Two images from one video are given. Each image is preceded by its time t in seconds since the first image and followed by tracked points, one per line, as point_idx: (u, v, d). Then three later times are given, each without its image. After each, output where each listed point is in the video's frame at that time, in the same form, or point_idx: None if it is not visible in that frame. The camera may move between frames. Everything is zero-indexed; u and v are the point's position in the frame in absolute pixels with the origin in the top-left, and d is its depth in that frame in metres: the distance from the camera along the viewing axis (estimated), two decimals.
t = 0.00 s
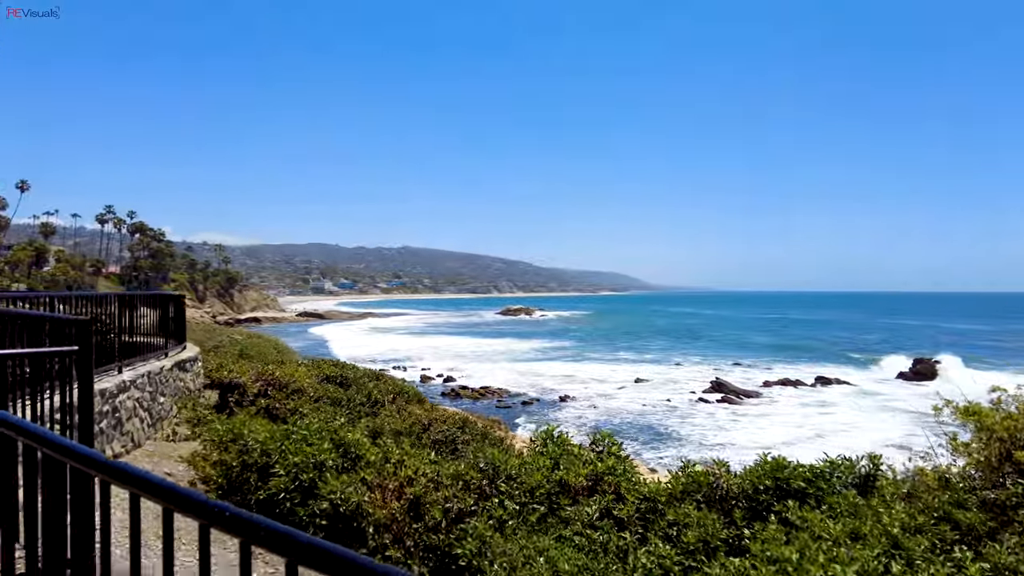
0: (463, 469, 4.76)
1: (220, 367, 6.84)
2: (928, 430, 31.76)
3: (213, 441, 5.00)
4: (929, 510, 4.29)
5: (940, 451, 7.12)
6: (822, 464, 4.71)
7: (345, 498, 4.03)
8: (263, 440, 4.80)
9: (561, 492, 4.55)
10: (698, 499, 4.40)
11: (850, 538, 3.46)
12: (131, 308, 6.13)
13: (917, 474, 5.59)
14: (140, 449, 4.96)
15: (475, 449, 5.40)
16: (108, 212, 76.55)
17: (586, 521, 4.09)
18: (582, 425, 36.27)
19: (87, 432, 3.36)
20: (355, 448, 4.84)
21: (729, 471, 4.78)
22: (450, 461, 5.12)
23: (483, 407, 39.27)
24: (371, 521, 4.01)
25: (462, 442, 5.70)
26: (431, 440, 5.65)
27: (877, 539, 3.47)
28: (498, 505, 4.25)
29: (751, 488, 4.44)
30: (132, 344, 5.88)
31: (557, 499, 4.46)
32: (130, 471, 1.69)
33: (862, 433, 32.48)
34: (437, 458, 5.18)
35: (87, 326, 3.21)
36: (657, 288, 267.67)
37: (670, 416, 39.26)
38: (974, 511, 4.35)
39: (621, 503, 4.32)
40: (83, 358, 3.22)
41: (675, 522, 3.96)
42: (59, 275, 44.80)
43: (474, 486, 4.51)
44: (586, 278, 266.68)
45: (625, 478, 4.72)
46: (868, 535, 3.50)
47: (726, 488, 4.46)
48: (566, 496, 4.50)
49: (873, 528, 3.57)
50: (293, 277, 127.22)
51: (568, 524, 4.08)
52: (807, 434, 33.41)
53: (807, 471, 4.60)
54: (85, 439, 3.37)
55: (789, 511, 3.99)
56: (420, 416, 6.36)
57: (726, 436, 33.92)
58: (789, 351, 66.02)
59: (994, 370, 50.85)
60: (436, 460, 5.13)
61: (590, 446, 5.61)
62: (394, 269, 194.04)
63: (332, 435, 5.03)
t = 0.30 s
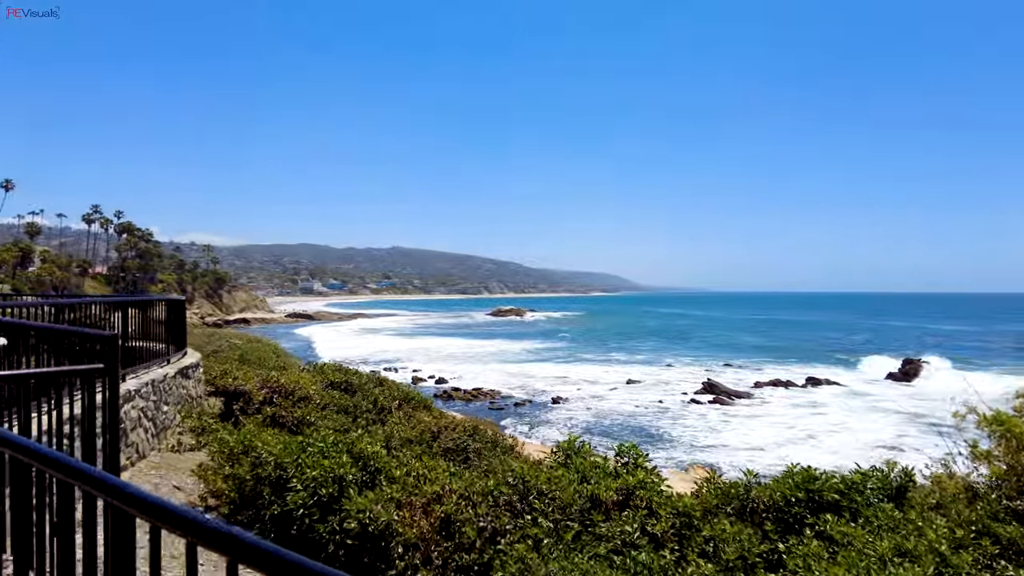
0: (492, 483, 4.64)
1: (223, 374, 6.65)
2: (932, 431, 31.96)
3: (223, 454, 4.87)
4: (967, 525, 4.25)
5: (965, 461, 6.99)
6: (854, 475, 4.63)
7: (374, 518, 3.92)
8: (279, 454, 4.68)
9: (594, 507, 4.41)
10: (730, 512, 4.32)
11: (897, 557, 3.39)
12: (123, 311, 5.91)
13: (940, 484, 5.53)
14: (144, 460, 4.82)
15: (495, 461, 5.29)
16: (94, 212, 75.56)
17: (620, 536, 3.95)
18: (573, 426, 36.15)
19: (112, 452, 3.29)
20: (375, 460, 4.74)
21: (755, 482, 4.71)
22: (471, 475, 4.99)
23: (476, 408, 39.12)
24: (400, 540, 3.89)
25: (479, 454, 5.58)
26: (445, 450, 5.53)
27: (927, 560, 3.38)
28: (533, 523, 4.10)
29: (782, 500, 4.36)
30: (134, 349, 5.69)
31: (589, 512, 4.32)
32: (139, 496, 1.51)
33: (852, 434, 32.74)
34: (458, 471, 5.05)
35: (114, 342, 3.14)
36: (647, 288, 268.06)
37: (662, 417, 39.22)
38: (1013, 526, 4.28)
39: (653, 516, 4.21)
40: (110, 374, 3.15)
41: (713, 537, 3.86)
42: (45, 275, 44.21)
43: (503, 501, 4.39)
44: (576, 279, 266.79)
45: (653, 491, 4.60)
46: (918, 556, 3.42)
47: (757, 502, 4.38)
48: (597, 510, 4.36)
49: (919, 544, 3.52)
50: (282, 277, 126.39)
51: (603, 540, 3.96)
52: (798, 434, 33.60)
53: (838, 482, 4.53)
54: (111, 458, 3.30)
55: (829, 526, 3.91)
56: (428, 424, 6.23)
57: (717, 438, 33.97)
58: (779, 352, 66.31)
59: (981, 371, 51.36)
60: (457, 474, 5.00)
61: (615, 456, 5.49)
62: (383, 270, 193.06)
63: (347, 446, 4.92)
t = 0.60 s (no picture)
0: (520, 490, 4.50)
1: (226, 375, 6.49)
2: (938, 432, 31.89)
3: (232, 458, 4.78)
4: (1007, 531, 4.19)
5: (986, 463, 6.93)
6: (887, 478, 4.54)
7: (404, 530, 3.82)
8: (295, 461, 4.56)
9: (627, 513, 4.28)
10: (764, 517, 4.21)
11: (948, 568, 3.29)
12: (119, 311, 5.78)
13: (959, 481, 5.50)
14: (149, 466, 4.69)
15: (515, 467, 5.18)
16: (82, 211, 74.76)
17: (658, 542, 3.81)
18: (565, 427, 36.08)
19: (137, 458, 3.17)
20: (394, 465, 4.63)
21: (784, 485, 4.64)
22: (494, 480, 4.87)
23: (469, 409, 39.06)
24: (429, 552, 3.78)
25: (496, 459, 5.47)
26: (462, 454, 5.43)
27: (979, 567, 3.29)
28: (569, 530, 3.96)
29: (815, 504, 4.27)
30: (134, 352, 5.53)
31: (623, 516, 4.21)
32: (164, 503, 1.39)
33: (846, 433, 32.81)
34: (479, 477, 4.92)
35: (141, 344, 3.06)
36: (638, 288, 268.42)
37: (654, 417, 39.21)
38: None
39: (687, 521, 4.09)
40: (137, 376, 3.07)
41: (755, 543, 3.75)
42: (32, 275, 43.71)
43: (533, 507, 4.26)
44: (567, 278, 266.85)
45: (682, 495, 4.49)
46: (970, 564, 3.32)
47: (792, 507, 4.28)
48: (629, 515, 4.24)
49: (968, 552, 3.43)
50: (273, 276, 125.76)
51: (639, 546, 3.82)
52: (790, 434, 33.65)
53: (871, 486, 4.43)
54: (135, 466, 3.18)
55: (871, 532, 3.81)
56: (438, 426, 6.10)
57: (711, 437, 33.93)
58: (771, 351, 66.51)
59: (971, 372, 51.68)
60: (479, 480, 4.88)
61: (638, 460, 5.39)
62: (374, 269, 192.03)
63: (361, 451, 4.79)
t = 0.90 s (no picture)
0: (553, 506, 4.31)
1: (227, 382, 6.27)
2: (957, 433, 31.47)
3: (244, 476, 4.67)
4: None
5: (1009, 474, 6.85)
6: (924, 487, 4.38)
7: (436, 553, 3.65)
8: (308, 475, 4.51)
9: (664, 528, 4.10)
10: (803, 532, 4.04)
11: None
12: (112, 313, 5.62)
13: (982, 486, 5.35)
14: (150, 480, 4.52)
15: (538, 478, 5.05)
16: (70, 210, 73.88)
17: (699, 559, 3.67)
18: (558, 427, 35.90)
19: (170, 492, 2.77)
20: (413, 479, 4.48)
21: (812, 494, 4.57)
22: (517, 496, 4.71)
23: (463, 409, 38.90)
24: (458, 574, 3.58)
25: (515, 470, 5.34)
26: (480, 463, 5.28)
27: None
28: (605, 548, 3.76)
29: (853, 518, 4.11)
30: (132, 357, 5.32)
31: (661, 529, 4.04)
32: (149, 539, 1.20)
33: (840, 433, 32.81)
34: (502, 492, 4.76)
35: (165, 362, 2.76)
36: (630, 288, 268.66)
37: (648, 416, 39.11)
38: None
39: (713, 533, 3.99)
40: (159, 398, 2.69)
41: (801, 564, 3.54)
42: (19, 274, 43.18)
43: (565, 525, 4.06)
44: (559, 278, 266.83)
45: (719, 509, 4.30)
46: None
47: (833, 521, 4.12)
48: (665, 527, 4.07)
49: None
50: (263, 276, 124.99)
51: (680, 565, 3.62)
52: (782, 434, 33.66)
53: (909, 496, 4.28)
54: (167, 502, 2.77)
55: (917, 547, 3.65)
56: (447, 432, 5.93)
57: (703, 437, 33.87)
58: (763, 351, 66.67)
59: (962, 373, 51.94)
60: (501, 494, 4.72)
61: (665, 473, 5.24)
62: (365, 269, 191.14)
63: (373, 461, 4.73)
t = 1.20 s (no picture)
0: (584, 520, 4.16)
1: (229, 388, 6.07)
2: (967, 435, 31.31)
3: (255, 486, 4.65)
4: None
5: None
6: (963, 493, 4.24)
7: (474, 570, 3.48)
8: (325, 486, 4.42)
9: (702, 541, 3.95)
10: (844, 544, 3.90)
11: None
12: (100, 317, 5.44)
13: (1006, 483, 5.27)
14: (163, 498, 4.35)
15: (560, 490, 4.93)
16: (54, 209, 72.72)
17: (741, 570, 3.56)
18: (549, 428, 35.68)
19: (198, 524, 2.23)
20: (435, 490, 4.36)
21: (839, 503, 4.48)
22: (540, 509, 4.59)
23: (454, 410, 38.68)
24: None
25: (532, 480, 5.24)
26: (498, 471, 5.16)
27: None
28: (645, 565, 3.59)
29: (888, 526, 3.98)
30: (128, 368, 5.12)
31: (695, 537, 3.92)
32: None
33: (832, 433, 32.94)
34: (525, 505, 4.64)
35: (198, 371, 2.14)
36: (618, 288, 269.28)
37: (639, 416, 39.05)
38: None
39: (746, 546, 3.90)
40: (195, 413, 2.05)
41: None
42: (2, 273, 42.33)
43: (601, 540, 3.93)
44: (547, 278, 266.98)
45: (753, 520, 4.16)
46: None
47: (872, 530, 3.98)
48: (699, 537, 3.95)
49: None
50: (249, 275, 123.80)
51: None
52: (773, 434, 33.76)
53: (947, 502, 4.10)
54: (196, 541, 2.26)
55: (963, 557, 3.48)
56: (456, 437, 5.83)
57: (694, 438, 33.89)
58: (751, 351, 66.95)
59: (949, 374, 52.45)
60: (524, 505, 4.62)
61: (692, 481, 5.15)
62: (354, 268, 189.99)
63: (390, 469, 4.63)
